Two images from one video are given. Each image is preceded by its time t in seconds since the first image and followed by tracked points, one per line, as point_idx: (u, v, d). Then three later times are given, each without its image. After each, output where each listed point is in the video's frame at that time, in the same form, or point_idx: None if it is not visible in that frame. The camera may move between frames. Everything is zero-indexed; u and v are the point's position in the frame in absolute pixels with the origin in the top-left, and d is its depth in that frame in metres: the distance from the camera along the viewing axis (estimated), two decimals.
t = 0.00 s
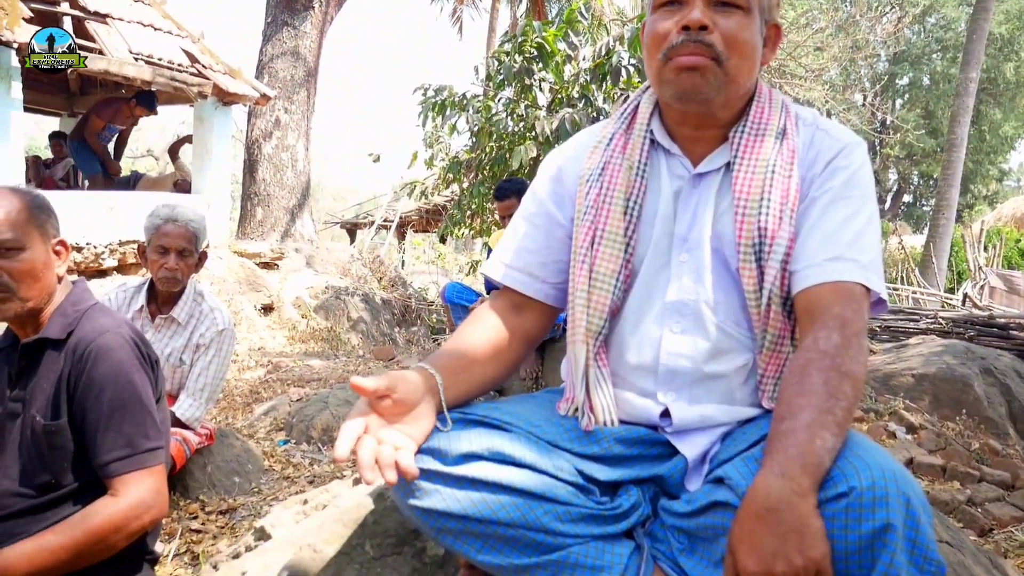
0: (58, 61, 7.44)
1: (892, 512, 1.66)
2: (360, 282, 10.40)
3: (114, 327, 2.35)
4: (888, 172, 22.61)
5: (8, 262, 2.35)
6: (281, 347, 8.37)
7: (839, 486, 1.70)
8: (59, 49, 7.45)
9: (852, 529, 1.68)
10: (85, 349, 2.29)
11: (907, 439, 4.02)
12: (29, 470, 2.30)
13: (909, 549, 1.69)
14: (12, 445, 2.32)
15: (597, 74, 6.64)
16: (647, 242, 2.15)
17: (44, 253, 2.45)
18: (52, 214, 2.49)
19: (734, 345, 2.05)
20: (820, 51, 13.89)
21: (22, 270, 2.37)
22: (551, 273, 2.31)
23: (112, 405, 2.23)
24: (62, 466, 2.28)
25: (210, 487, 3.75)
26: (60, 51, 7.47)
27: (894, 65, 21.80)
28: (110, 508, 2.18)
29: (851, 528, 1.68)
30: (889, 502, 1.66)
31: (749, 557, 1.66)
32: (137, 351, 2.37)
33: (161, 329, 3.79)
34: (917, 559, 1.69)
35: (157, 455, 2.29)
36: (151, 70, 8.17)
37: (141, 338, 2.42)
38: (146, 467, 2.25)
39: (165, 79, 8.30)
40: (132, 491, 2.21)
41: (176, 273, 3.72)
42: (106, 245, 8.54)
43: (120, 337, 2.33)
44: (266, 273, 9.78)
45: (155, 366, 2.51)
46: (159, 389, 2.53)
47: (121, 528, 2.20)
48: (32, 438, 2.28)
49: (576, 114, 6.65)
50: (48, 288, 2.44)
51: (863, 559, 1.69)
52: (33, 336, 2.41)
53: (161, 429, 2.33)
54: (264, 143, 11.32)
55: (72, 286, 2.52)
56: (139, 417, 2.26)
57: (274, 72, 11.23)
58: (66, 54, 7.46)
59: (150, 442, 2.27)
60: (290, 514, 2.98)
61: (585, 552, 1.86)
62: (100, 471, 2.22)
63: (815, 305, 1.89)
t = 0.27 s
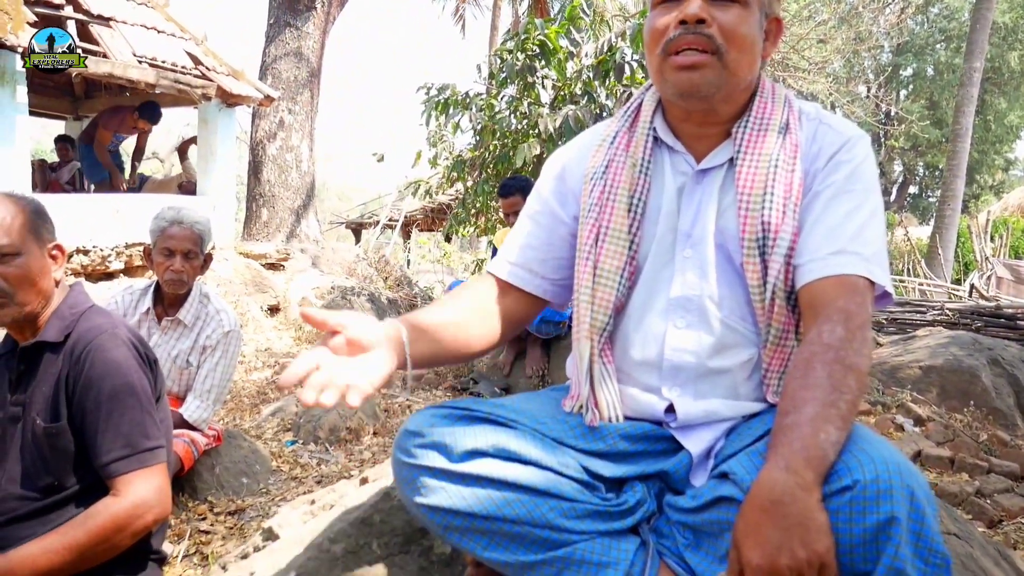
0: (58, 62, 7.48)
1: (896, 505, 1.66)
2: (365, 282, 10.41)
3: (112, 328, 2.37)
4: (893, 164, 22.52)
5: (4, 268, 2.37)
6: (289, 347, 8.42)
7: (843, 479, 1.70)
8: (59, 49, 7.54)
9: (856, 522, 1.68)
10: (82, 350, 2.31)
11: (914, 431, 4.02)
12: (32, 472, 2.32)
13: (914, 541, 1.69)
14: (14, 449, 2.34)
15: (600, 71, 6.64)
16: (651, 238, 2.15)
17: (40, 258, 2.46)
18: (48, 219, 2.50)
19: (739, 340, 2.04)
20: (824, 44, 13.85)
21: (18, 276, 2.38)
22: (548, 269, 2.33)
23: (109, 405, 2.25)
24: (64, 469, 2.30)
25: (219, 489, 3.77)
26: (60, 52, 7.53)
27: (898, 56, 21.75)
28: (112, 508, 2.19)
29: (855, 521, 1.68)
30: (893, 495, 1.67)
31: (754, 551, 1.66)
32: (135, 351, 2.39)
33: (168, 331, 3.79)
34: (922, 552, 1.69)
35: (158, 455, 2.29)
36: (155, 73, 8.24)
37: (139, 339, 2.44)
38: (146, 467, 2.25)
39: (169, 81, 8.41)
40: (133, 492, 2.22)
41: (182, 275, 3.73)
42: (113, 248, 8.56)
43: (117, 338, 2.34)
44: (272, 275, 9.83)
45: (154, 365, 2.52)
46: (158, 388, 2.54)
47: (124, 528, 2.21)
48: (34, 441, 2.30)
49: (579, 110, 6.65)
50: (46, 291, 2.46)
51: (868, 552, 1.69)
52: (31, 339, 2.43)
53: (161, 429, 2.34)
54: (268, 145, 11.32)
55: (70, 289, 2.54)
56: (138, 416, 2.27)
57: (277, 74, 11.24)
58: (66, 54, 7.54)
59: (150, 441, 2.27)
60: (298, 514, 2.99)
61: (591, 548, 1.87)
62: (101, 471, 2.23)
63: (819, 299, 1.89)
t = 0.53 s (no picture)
0: (58, 62, 7.42)
1: (904, 501, 1.66)
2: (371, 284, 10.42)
3: (112, 334, 2.37)
4: (899, 158, 22.42)
5: None
6: (295, 349, 8.48)
7: (850, 476, 1.70)
8: (59, 49, 7.49)
9: (864, 519, 1.68)
10: (83, 357, 2.32)
11: (923, 426, 4.01)
12: (37, 481, 2.34)
13: (921, 537, 1.69)
14: (19, 458, 2.36)
15: (604, 69, 6.61)
16: (656, 235, 2.15)
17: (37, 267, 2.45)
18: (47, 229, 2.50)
19: (745, 337, 2.04)
20: (829, 37, 13.77)
21: (15, 287, 2.38)
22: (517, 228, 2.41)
23: (111, 411, 2.26)
24: (68, 475, 2.32)
25: (228, 492, 3.77)
26: (60, 52, 7.47)
27: (903, 49, 21.66)
28: (116, 514, 2.20)
29: (862, 518, 1.68)
30: (900, 492, 1.67)
31: (761, 548, 1.65)
32: (135, 356, 2.39)
33: (175, 335, 3.78)
34: (930, 547, 1.70)
35: (161, 459, 2.30)
36: (158, 77, 8.36)
37: (141, 345, 2.44)
38: (149, 471, 2.26)
39: (173, 86, 8.51)
40: (136, 496, 2.22)
41: (188, 279, 3.72)
42: (120, 253, 8.60)
43: (117, 344, 2.35)
44: (278, 277, 9.85)
45: (157, 371, 2.53)
46: (161, 392, 2.55)
47: (128, 534, 2.21)
48: (38, 450, 2.32)
49: (583, 108, 6.62)
50: (46, 299, 2.46)
51: (876, 549, 1.69)
52: (33, 348, 2.44)
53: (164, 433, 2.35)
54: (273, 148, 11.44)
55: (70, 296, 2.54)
56: (138, 422, 2.28)
57: (280, 77, 11.31)
58: (66, 55, 7.49)
59: (152, 447, 2.28)
60: (306, 517, 3.00)
61: (599, 548, 1.86)
62: (104, 477, 2.24)
63: (825, 296, 1.88)
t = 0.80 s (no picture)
0: (58, 62, 7.42)
1: (912, 500, 1.65)
2: (376, 285, 10.39)
3: (115, 339, 2.37)
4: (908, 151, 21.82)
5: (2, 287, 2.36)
6: (301, 352, 8.44)
7: (857, 475, 1.69)
8: (58, 49, 7.57)
9: (871, 519, 1.67)
10: (87, 363, 2.32)
11: (934, 423, 3.99)
12: (43, 487, 2.34)
13: (931, 537, 1.67)
14: (25, 464, 2.37)
15: (606, 65, 6.81)
16: (660, 232, 2.13)
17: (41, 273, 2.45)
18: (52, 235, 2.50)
19: (749, 335, 2.02)
20: (835, 30, 13.67)
21: (17, 295, 2.38)
22: (518, 210, 2.40)
23: (115, 416, 2.26)
24: (73, 481, 2.32)
25: (234, 495, 3.77)
26: (60, 51, 7.53)
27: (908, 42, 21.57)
28: (121, 520, 2.19)
29: (871, 518, 1.67)
30: (908, 490, 1.66)
31: (767, 548, 1.64)
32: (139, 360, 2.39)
33: (179, 339, 3.78)
34: (940, 547, 1.68)
35: (166, 464, 2.29)
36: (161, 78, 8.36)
37: (145, 349, 2.44)
38: (154, 477, 2.25)
39: (176, 88, 8.53)
40: (141, 502, 2.22)
41: (192, 283, 3.72)
42: (124, 256, 8.57)
43: (122, 349, 2.34)
44: (282, 279, 9.61)
45: (161, 375, 2.53)
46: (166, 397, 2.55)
47: (134, 540, 2.20)
48: (44, 455, 2.32)
49: (585, 105, 6.78)
50: (51, 305, 2.46)
51: (884, 549, 1.67)
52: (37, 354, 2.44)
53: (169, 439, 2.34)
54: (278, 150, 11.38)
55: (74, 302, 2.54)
56: (143, 427, 2.27)
57: (284, 78, 11.28)
58: (67, 55, 7.56)
59: (156, 452, 2.28)
60: (313, 520, 2.99)
61: (605, 549, 1.85)
62: (110, 483, 2.24)
63: (829, 294, 1.87)
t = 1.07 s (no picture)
0: (59, 62, 7.33)
1: (945, 524, 1.53)
2: (376, 284, 10.00)
3: (103, 341, 2.23)
4: (946, 149, 20.35)
5: None
6: (293, 356, 7.91)
7: (886, 496, 1.56)
8: (59, 49, 7.26)
9: (900, 542, 1.55)
10: (72, 367, 2.17)
11: (971, 441, 3.79)
12: (24, 497, 2.21)
13: (964, 561, 1.56)
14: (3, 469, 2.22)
15: (624, 55, 6.04)
16: (680, 235, 1.99)
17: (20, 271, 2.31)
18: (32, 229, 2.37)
19: (772, 344, 1.88)
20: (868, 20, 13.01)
21: None
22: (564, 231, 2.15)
23: (100, 423, 2.11)
24: (55, 492, 2.19)
25: (220, 508, 3.62)
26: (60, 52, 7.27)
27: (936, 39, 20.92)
28: (105, 534, 2.05)
29: (900, 541, 1.55)
30: (941, 513, 1.53)
31: (789, 573, 1.51)
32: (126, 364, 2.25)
33: (165, 341, 3.63)
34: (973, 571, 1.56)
35: (153, 476, 2.15)
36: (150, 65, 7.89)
37: (132, 352, 2.30)
38: (140, 490, 2.11)
39: (166, 74, 8.01)
40: (125, 517, 2.08)
41: (178, 281, 3.56)
42: (108, 251, 7.90)
43: (110, 352, 2.20)
44: (276, 278, 9.42)
45: (149, 378, 2.39)
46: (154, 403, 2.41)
47: (117, 556, 2.06)
48: (24, 462, 2.18)
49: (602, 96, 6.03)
50: (30, 304, 2.33)
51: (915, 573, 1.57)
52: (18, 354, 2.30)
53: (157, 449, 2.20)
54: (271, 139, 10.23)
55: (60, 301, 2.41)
56: (130, 437, 2.13)
57: (279, 63, 10.12)
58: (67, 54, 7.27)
59: (143, 463, 2.14)
60: (303, 535, 2.84)
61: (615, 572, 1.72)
62: (93, 494, 2.10)
63: (858, 301, 1.73)
